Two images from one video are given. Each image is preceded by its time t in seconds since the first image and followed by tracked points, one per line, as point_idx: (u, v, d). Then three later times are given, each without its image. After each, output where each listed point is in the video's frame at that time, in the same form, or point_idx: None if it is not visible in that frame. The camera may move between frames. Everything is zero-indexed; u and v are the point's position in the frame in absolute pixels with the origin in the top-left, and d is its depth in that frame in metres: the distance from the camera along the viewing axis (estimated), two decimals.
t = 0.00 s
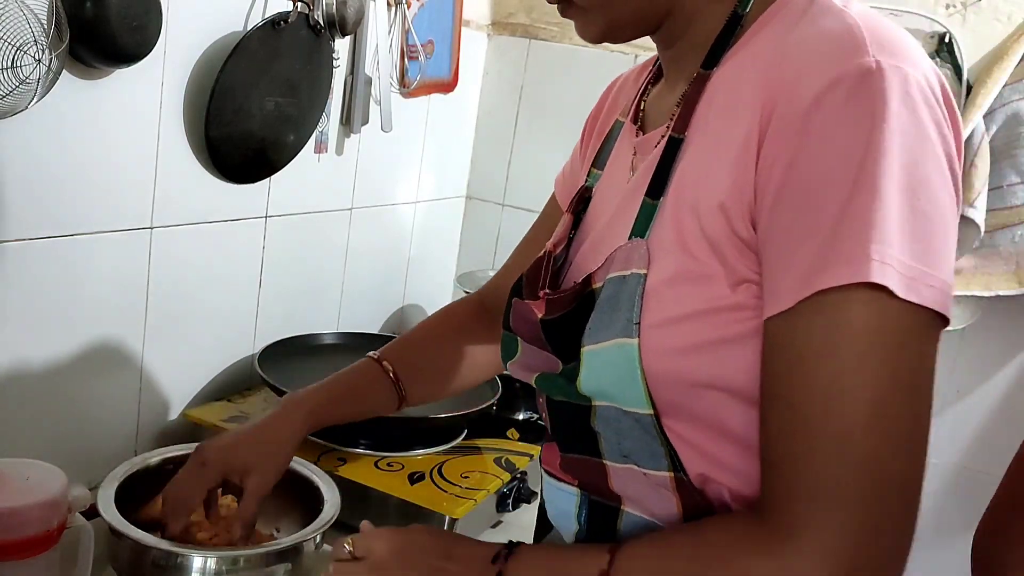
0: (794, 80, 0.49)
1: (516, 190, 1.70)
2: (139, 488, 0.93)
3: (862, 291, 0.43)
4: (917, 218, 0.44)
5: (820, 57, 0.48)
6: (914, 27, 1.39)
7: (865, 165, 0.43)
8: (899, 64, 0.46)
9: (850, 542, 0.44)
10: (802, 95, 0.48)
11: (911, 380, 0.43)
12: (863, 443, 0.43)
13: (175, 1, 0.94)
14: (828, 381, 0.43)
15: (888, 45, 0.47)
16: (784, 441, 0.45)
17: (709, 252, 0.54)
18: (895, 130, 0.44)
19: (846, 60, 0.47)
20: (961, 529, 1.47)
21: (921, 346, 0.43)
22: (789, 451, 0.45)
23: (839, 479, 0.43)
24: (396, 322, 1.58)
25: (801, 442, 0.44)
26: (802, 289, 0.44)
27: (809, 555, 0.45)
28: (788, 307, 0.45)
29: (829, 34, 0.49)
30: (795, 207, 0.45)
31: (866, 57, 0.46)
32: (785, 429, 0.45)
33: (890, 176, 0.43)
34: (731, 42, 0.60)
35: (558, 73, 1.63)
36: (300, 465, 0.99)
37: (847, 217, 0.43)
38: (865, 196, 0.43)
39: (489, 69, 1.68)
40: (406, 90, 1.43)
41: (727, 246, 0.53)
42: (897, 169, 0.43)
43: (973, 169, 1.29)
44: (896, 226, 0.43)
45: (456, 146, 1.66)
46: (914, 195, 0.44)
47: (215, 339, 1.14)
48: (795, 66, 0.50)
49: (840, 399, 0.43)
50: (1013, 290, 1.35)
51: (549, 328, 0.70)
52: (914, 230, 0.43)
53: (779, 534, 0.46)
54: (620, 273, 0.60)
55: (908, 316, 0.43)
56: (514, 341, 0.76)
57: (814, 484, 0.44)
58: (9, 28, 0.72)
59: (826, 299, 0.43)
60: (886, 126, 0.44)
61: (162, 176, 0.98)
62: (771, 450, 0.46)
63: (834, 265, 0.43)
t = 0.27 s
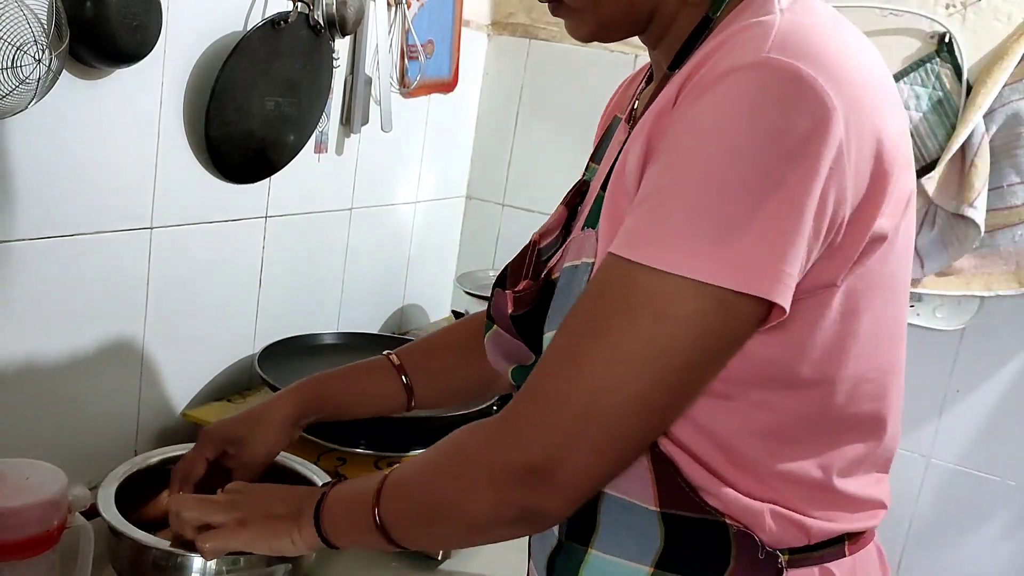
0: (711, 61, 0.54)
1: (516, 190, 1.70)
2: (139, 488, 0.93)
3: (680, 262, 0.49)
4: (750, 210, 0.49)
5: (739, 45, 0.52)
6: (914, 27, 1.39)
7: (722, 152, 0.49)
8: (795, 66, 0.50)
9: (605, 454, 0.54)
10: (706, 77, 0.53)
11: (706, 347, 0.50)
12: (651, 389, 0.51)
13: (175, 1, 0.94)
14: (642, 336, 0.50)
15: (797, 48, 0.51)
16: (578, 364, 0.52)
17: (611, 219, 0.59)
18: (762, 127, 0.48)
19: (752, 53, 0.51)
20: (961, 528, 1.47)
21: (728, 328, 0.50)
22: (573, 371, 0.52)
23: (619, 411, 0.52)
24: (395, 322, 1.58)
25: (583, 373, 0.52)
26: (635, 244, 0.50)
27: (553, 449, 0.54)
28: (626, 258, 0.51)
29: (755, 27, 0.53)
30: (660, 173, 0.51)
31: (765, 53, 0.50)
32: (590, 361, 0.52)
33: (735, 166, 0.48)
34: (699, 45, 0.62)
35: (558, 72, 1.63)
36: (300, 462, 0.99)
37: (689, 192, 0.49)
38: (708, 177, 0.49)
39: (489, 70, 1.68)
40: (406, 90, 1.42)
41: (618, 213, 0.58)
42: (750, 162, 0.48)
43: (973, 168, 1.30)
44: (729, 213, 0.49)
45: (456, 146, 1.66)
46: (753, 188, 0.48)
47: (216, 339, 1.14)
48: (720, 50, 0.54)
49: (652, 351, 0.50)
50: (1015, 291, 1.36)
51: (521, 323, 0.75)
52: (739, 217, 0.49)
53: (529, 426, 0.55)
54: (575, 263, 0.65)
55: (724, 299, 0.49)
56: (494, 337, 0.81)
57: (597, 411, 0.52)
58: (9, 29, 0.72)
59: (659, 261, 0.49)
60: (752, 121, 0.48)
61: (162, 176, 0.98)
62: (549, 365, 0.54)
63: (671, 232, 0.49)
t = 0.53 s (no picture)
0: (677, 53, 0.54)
1: (516, 190, 1.70)
2: (140, 488, 0.93)
3: (657, 256, 0.49)
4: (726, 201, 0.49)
5: (704, 36, 0.53)
6: (913, 26, 1.39)
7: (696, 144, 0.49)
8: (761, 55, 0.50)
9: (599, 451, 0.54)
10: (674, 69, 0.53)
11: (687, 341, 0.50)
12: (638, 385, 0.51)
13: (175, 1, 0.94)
14: (621, 333, 0.50)
15: (764, 37, 0.51)
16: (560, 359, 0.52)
17: (589, 216, 0.59)
18: (731, 117, 0.49)
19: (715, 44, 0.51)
20: (962, 528, 1.47)
21: (710, 321, 0.50)
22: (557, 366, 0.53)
23: (605, 407, 0.52)
24: (396, 322, 1.58)
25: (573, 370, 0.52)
26: (614, 240, 0.51)
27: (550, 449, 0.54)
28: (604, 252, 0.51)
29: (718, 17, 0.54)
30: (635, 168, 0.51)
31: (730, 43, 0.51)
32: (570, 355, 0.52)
33: (707, 156, 0.49)
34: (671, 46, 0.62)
35: (559, 72, 1.63)
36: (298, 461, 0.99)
37: (664, 186, 0.49)
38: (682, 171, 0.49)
39: (489, 70, 1.68)
40: (406, 90, 1.43)
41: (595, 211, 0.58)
42: (720, 153, 0.49)
43: (973, 167, 1.30)
44: (702, 205, 0.49)
45: (456, 146, 1.67)
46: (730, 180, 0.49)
47: (216, 339, 1.14)
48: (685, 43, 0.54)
49: (633, 344, 0.50)
50: (1014, 290, 1.36)
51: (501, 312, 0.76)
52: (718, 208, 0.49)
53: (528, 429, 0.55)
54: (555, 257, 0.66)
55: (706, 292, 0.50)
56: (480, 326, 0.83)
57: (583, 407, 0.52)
58: (9, 29, 0.72)
59: (634, 256, 0.50)
60: (721, 112, 0.49)
61: (162, 176, 0.98)
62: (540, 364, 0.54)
63: (649, 226, 0.49)
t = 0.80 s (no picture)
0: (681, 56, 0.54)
1: (516, 190, 1.70)
2: (140, 488, 0.93)
3: (663, 259, 0.49)
4: (732, 202, 0.49)
5: (706, 38, 0.53)
6: (914, 26, 1.39)
7: (700, 146, 0.49)
8: (762, 56, 0.50)
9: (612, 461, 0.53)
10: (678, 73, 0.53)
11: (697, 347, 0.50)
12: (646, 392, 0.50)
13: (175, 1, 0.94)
14: (626, 336, 0.50)
15: (766, 39, 0.51)
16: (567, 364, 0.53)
17: (598, 218, 0.59)
18: (734, 119, 0.49)
19: (717, 46, 0.52)
20: (961, 529, 1.47)
21: (721, 326, 0.50)
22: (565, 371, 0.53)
23: (613, 414, 0.51)
24: (396, 322, 1.58)
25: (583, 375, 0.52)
26: (619, 244, 0.51)
27: (561, 458, 0.54)
28: (609, 255, 0.51)
29: (721, 20, 0.54)
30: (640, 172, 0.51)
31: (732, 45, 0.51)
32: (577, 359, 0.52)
33: (711, 157, 0.49)
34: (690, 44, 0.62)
35: (559, 72, 1.63)
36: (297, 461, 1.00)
37: (669, 187, 0.49)
38: (686, 172, 0.49)
39: (489, 70, 1.68)
40: (406, 90, 1.42)
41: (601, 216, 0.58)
42: (722, 152, 0.49)
43: (973, 167, 1.30)
44: (704, 204, 0.49)
45: (457, 146, 1.67)
46: (736, 181, 0.49)
47: (216, 339, 1.14)
48: (689, 47, 0.55)
49: (638, 348, 0.50)
50: (1014, 290, 1.36)
51: (509, 305, 0.76)
52: (725, 210, 0.48)
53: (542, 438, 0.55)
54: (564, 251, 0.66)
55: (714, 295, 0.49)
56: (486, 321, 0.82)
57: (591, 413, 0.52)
58: (9, 29, 0.72)
59: (638, 258, 0.50)
60: (721, 111, 0.49)
61: (162, 176, 0.98)
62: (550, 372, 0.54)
63: (653, 228, 0.49)
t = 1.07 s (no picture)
0: (700, 56, 0.54)
1: (515, 190, 1.70)
2: (139, 488, 0.93)
3: (666, 257, 0.49)
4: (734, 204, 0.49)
5: (728, 39, 0.53)
6: (914, 27, 1.39)
7: (710, 144, 0.49)
8: (781, 60, 0.50)
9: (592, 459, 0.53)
10: (697, 72, 0.53)
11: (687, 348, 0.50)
12: (636, 391, 0.51)
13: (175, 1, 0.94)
14: (629, 335, 0.50)
15: (787, 42, 0.51)
16: (560, 360, 0.53)
17: (608, 216, 0.59)
18: (745, 121, 0.49)
19: (738, 48, 0.51)
20: (962, 529, 1.47)
21: (713, 330, 0.50)
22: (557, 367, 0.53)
23: (600, 413, 0.51)
24: (396, 322, 1.58)
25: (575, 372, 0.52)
26: (621, 240, 0.51)
27: (544, 452, 0.54)
28: (612, 251, 0.51)
29: (744, 22, 0.53)
30: (649, 168, 0.51)
31: (753, 48, 0.51)
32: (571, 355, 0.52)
33: (718, 157, 0.49)
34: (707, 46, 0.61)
35: (559, 72, 1.63)
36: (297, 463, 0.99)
37: (674, 186, 0.49)
38: (690, 170, 0.49)
39: (489, 70, 1.68)
40: (406, 90, 1.42)
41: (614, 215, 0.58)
42: (733, 151, 0.49)
43: (973, 167, 1.30)
44: (712, 201, 0.49)
45: (457, 145, 1.66)
46: (739, 183, 0.49)
47: (215, 339, 1.14)
48: (710, 45, 0.54)
49: (631, 347, 0.50)
50: (1015, 290, 1.36)
51: (517, 303, 0.76)
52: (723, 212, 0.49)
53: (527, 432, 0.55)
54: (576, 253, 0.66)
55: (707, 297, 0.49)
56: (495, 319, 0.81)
57: (578, 410, 0.52)
58: (9, 29, 0.72)
59: (638, 255, 0.50)
60: (736, 111, 0.49)
61: (162, 176, 0.98)
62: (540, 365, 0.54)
63: (655, 226, 0.49)
